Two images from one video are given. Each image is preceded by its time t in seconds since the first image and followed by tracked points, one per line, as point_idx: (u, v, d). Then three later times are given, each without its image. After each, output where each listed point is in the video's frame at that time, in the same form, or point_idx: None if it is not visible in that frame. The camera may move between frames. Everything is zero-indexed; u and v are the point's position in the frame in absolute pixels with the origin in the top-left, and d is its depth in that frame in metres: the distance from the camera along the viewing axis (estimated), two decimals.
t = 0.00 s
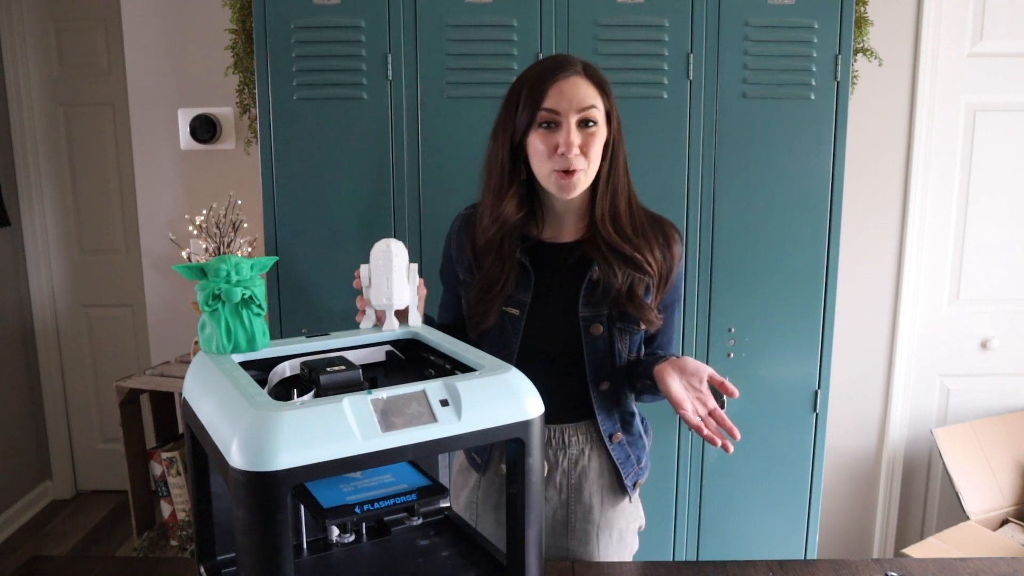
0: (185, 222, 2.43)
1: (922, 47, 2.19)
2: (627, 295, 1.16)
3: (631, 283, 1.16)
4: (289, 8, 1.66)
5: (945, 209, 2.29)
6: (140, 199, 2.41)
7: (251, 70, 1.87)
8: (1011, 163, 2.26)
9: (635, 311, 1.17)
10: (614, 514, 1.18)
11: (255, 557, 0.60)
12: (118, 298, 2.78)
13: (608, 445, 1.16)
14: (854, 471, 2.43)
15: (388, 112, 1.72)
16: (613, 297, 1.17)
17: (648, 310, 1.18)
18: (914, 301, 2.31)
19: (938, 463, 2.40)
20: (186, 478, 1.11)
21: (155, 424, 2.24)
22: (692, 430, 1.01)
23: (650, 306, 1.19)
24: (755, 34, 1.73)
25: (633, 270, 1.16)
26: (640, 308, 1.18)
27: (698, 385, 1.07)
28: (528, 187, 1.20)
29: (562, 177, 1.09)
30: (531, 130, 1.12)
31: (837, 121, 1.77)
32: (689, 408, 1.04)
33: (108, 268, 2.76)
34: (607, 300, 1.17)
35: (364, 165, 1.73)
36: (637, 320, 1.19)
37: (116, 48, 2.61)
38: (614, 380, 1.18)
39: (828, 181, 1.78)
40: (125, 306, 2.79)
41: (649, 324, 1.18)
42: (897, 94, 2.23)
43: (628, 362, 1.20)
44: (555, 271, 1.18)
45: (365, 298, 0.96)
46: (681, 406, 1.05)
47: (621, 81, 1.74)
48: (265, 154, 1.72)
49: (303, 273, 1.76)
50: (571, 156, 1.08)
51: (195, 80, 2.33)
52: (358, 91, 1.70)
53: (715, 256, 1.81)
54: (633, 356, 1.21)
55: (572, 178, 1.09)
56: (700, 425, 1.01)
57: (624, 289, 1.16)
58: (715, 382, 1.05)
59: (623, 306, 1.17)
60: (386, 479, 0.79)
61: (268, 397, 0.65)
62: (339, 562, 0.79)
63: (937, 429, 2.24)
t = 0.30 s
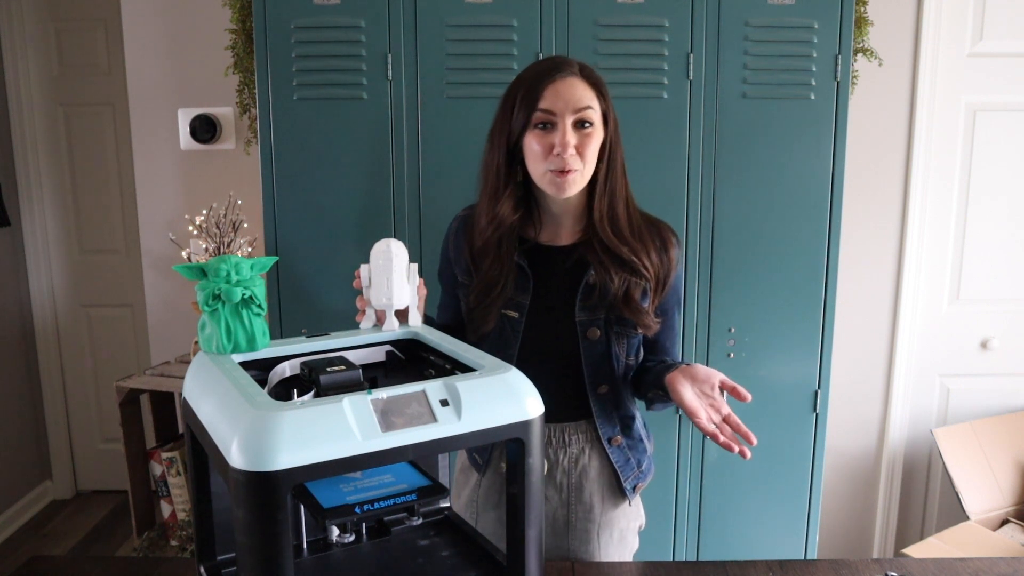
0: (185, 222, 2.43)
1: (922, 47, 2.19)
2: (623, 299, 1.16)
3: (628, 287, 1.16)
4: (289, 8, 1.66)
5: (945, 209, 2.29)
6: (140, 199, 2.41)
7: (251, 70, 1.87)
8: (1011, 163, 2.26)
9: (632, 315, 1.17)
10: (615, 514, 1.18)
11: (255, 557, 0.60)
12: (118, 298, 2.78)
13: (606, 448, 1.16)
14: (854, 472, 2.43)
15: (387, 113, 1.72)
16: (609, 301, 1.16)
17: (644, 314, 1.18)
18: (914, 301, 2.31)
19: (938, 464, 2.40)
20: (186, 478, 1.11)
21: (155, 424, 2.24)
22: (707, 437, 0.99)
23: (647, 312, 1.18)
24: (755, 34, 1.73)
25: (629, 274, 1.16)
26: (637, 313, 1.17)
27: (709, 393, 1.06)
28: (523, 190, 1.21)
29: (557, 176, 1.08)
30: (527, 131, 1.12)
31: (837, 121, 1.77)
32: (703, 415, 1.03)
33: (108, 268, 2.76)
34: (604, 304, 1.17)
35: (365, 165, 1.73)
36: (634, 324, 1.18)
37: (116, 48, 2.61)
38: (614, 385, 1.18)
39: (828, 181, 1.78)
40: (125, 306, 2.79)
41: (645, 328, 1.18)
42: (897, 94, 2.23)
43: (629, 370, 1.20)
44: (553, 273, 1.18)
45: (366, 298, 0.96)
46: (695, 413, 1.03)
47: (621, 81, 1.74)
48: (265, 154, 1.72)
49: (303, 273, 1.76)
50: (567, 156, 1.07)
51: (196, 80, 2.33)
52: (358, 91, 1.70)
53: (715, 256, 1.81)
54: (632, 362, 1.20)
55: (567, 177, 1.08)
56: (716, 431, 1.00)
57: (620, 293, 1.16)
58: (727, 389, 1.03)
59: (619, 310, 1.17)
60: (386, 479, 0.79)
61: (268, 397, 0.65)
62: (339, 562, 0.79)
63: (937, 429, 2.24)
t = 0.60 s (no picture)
0: (185, 222, 2.43)
1: (922, 47, 2.19)
2: (620, 293, 1.15)
3: (625, 280, 1.15)
4: (289, 8, 1.66)
5: (945, 209, 2.29)
6: (140, 199, 2.41)
7: (251, 70, 1.87)
8: (1011, 163, 2.26)
9: (630, 309, 1.15)
10: (613, 518, 1.17)
11: (255, 558, 0.60)
12: (118, 298, 2.78)
13: (599, 451, 1.15)
14: (854, 472, 2.43)
15: (387, 112, 1.72)
16: (607, 296, 1.16)
17: (642, 306, 1.16)
18: (914, 301, 2.31)
19: (938, 464, 2.40)
20: (186, 479, 1.11)
21: (155, 425, 2.24)
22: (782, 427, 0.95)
23: (647, 304, 1.17)
24: (755, 34, 1.73)
25: (625, 268, 1.15)
26: (636, 307, 1.16)
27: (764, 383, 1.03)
28: (519, 192, 1.22)
29: (551, 178, 1.08)
30: (518, 134, 1.12)
31: (837, 121, 1.77)
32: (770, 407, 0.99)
33: (108, 268, 2.76)
34: (602, 299, 1.16)
35: (364, 165, 1.73)
36: (632, 319, 1.17)
37: (116, 48, 2.61)
38: (611, 381, 1.16)
39: (828, 181, 1.78)
40: (125, 306, 2.79)
41: (644, 321, 1.16)
42: (897, 94, 2.23)
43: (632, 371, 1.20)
44: (551, 272, 1.18)
45: (365, 298, 0.96)
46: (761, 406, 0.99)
47: (621, 81, 1.74)
48: (265, 154, 1.72)
49: (303, 273, 1.76)
50: (559, 158, 1.07)
51: (196, 80, 2.33)
52: (357, 91, 1.70)
53: (715, 257, 1.81)
54: (632, 359, 1.19)
55: (561, 179, 1.08)
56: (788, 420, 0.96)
57: (617, 288, 1.15)
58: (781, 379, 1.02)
59: (617, 305, 1.16)
60: (386, 479, 0.79)
61: (268, 396, 0.65)
62: (338, 562, 0.79)
63: (937, 429, 2.23)
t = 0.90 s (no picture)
0: (185, 222, 2.43)
1: (922, 47, 2.19)
2: (617, 283, 1.15)
3: (623, 271, 1.14)
4: (289, 8, 1.66)
5: (945, 209, 2.29)
6: (140, 199, 2.41)
7: (251, 70, 1.87)
8: (1012, 163, 2.26)
9: (629, 296, 1.15)
10: (612, 519, 1.17)
11: (255, 558, 0.60)
12: (118, 298, 2.78)
13: (590, 448, 1.15)
14: (854, 472, 2.43)
15: (387, 112, 1.72)
16: (605, 287, 1.16)
17: (641, 296, 1.15)
18: (914, 301, 2.31)
19: (938, 463, 2.40)
20: (186, 479, 1.11)
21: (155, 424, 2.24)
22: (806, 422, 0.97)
23: (646, 292, 1.16)
24: (755, 34, 1.73)
25: (624, 259, 1.15)
26: (635, 294, 1.15)
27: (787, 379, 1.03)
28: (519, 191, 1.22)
29: (559, 177, 1.09)
30: (523, 134, 1.11)
31: (837, 121, 1.77)
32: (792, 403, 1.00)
33: (108, 268, 2.76)
34: (600, 291, 1.16)
35: (364, 164, 1.73)
36: (631, 311, 1.16)
37: (117, 48, 2.61)
38: (607, 376, 1.15)
39: (828, 181, 1.78)
40: (125, 306, 2.79)
41: (644, 309, 1.15)
42: (897, 94, 2.23)
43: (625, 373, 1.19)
44: (548, 264, 1.19)
45: (365, 298, 0.96)
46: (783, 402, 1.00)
47: (621, 81, 1.74)
48: (265, 154, 1.72)
49: (303, 273, 1.76)
50: (567, 158, 1.07)
51: (196, 80, 2.33)
52: (358, 91, 1.70)
53: (714, 256, 1.81)
54: (629, 355, 1.18)
55: (570, 178, 1.09)
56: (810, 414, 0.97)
57: (615, 279, 1.15)
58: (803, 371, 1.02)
59: (614, 297, 1.16)
60: (386, 479, 0.79)
61: (268, 397, 0.65)
62: (338, 562, 0.79)
63: (937, 429, 2.23)
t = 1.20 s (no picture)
0: (185, 223, 2.43)
1: (922, 47, 2.19)
2: (613, 284, 1.14)
3: (620, 273, 1.14)
4: (289, 8, 1.66)
5: (945, 209, 2.29)
6: (140, 199, 2.41)
7: (251, 70, 1.87)
8: (1011, 163, 2.26)
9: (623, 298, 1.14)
10: (595, 523, 1.17)
11: (256, 558, 0.60)
12: (118, 299, 2.78)
13: (571, 448, 1.15)
14: (854, 472, 2.43)
15: (387, 113, 1.72)
16: (598, 285, 1.15)
17: (636, 298, 1.14)
18: (914, 301, 2.31)
19: (938, 463, 2.40)
20: (186, 478, 1.11)
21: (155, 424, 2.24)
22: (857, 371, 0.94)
23: (645, 298, 1.14)
24: (755, 34, 1.73)
25: (622, 260, 1.15)
26: (630, 296, 1.14)
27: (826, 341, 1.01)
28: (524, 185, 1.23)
29: (554, 170, 1.09)
30: (525, 127, 1.13)
31: (837, 120, 1.77)
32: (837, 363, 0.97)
33: (108, 268, 2.76)
34: (593, 290, 1.16)
35: (364, 164, 1.73)
36: (626, 312, 1.15)
37: (117, 48, 2.61)
38: (593, 377, 1.15)
39: (828, 181, 1.78)
40: (125, 306, 2.79)
41: (639, 311, 1.14)
42: (897, 94, 2.23)
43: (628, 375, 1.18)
44: (545, 261, 1.18)
45: (365, 298, 0.96)
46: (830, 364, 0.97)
47: (621, 81, 1.74)
48: (265, 154, 1.72)
49: (303, 273, 1.76)
50: (561, 151, 1.07)
51: (196, 80, 2.33)
52: (358, 91, 1.70)
53: (714, 256, 1.81)
54: (620, 357, 1.17)
55: (564, 171, 1.08)
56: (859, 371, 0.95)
57: (611, 279, 1.14)
58: (840, 346, 1.03)
59: (609, 297, 1.15)
60: (386, 479, 0.79)
61: (268, 397, 0.65)
62: (338, 562, 0.79)
63: (937, 429, 2.23)
